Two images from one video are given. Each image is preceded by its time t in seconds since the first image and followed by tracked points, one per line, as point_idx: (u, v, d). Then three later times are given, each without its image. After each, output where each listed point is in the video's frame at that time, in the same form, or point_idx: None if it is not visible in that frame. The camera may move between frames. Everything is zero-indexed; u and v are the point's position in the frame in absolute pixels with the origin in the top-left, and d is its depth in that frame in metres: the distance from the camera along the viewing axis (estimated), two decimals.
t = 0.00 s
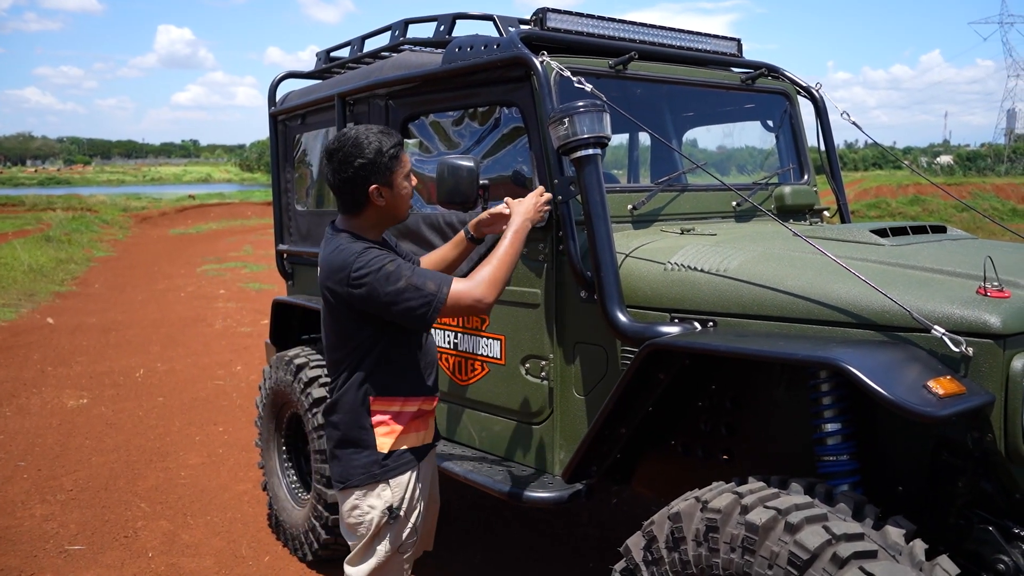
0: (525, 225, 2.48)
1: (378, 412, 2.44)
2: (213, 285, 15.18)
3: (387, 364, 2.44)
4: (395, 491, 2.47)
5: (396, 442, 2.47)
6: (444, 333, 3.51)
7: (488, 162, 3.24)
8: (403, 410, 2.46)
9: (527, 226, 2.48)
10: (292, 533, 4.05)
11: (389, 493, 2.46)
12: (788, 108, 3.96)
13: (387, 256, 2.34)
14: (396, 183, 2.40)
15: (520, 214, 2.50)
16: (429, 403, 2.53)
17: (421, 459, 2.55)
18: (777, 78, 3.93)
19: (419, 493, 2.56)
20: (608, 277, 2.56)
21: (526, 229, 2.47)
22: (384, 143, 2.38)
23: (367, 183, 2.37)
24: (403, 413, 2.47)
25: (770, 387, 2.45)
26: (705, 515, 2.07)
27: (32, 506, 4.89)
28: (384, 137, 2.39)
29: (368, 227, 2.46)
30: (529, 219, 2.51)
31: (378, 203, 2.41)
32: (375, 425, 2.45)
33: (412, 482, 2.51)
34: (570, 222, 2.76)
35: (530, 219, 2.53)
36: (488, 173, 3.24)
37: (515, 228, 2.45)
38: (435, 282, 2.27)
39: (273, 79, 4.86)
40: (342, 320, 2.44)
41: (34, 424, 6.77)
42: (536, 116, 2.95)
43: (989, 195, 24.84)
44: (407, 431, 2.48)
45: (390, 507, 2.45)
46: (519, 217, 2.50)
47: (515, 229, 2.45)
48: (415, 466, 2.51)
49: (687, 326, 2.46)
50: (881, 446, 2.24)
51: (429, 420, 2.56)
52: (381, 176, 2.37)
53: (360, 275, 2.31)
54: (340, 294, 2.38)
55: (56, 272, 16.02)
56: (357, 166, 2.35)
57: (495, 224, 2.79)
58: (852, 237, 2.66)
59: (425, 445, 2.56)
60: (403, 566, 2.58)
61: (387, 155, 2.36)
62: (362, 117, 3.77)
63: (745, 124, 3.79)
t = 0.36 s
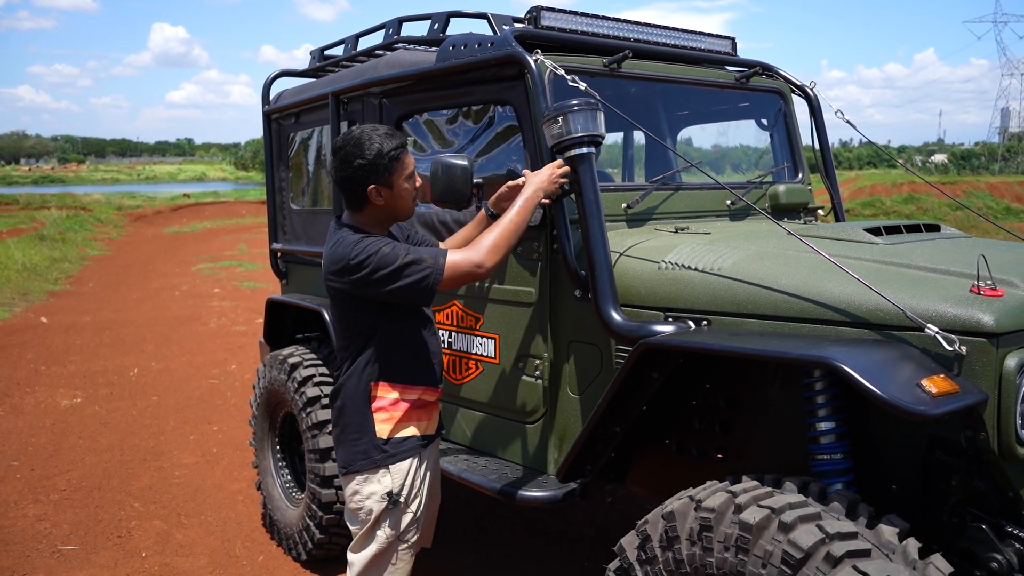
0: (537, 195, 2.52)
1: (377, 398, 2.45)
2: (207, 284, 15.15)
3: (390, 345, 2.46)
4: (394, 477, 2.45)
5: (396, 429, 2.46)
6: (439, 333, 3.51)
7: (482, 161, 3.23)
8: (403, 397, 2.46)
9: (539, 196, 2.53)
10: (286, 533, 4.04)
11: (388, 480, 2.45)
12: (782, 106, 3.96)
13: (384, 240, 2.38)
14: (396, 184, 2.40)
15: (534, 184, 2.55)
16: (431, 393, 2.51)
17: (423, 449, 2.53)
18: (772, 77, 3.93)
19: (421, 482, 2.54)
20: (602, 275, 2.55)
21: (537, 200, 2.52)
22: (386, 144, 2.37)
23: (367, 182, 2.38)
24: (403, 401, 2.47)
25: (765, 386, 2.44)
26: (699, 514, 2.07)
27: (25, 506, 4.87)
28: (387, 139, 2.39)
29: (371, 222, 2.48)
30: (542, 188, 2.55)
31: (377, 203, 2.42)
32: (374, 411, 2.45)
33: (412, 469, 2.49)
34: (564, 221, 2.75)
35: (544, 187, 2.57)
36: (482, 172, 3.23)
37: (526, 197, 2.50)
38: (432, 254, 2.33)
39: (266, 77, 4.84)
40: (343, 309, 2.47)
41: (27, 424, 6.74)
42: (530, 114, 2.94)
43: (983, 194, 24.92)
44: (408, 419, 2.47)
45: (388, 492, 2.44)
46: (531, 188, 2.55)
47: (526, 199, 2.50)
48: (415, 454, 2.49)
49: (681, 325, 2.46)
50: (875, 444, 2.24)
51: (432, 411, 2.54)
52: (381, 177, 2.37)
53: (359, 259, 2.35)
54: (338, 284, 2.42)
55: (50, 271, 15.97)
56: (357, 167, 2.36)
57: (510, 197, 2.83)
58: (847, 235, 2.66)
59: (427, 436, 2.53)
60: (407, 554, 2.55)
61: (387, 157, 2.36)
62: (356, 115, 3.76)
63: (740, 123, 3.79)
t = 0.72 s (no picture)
0: (533, 229, 2.47)
1: (369, 396, 2.45)
2: (203, 283, 15.12)
3: (380, 350, 2.46)
4: (387, 473, 2.46)
5: (388, 426, 2.47)
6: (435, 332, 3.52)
7: (478, 161, 3.23)
8: (395, 394, 2.47)
9: (535, 231, 2.48)
10: (282, 532, 4.04)
11: (380, 475, 2.46)
12: (777, 106, 3.97)
13: (381, 246, 2.39)
14: (401, 188, 2.41)
15: (532, 218, 2.50)
16: (424, 391, 2.51)
17: (418, 446, 2.53)
18: (766, 76, 3.94)
19: (415, 478, 2.53)
20: (597, 276, 2.56)
21: (532, 232, 2.47)
22: (395, 148, 2.37)
23: (373, 184, 2.39)
24: (396, 398, 2.47)
25: (758, 385, 2.45)
26: (693, 512, 2.08)
27: (20, 505, 4.86)
28: (397, 143, 2.39)
29: (371, 222, 2.49)
30: (538, 224, 2.50)
31: (381, 205, 2.43)
32: (366, 408, 2.46)
33: (404, 465, 2.49)
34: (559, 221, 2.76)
35: (541, 223, 2.52)
36: (477, 172, 3.24)
37: (522, 229, 2.45)
38: (425, 270, 2.32)
39: (262, 77, 4.84)
40: (338, 307, 2.49)
41: (22, 424, 6.73)
42: (525, 114, 2.95)
43: (978, 193, 24.99)
44: (401, 416, 2.48)
45: (380, 488, 2.45)
46: (529, 221, 2.50)
47: (523, 229, 2.45)
48: (409, 450, 2.50)
49: (675, 324, 2.47)
50: (868, 443, 2.24)
51: (427, 410, 2.54)
52: (387, 179, 2.38)
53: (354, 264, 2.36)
54: (333, 284, 2.44)
55: (45, 270, 15.92)
56: (364, 168, 2.37)
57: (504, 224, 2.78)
58: (840, 235, 2.67)
59: (422, 434, 2.54)
60: (402, 549, 2.53)
61: (395, 161, 2.36)
62: (351, 115, 3.77)
63: (735, 123, 3.80)
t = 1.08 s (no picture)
0: (527, 231, 2.51)
1: (368, 394, 2.45)
2: (200, 283, 15.10)
3: (380, 350, 2.46)
4: (387, 471, 2.46)
5: (388, 424, 2.46)
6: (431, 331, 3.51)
7: (474, 159, 3.23)
8: (394, 393, 2.47)
9: (529, 234, 2.51)
10: (279, 531, 4.04)
11: (380, 474, 2.45)
12: (773, 105, 3.98)
13: (382, 246, 2.38)
14: (400, 186, 2.42)
15: (525, 221, 2.55)
16: (422, 389, 2.51)
17: (416, 445, 2.53)
18: (763, 75, 3.94)
19: (414, 476, 2.53)
20: (594, 274, 2.56)
21: (526, 235, 2.51)
22: (395, 146, 2.37)
23: (373, 182, 2.39)
24: (395, 396, 2.47)
25: (755, 383, 2.45)
26: (690, 510, 2.08)
27: (16, 505, 4.85)
28: (396, 141, 2.39)
29: (368, 221, 2.48)
30: (531, 227, 2.55)
31: (379, 203, 2.43)
32: (366, 406, 2.46)
33: (404, 463, 2.49)
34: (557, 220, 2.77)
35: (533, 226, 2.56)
36: (474, 170, 3.24)
37: (517, 232, 2.48)
38: (426, 272, 2.32)
39: (258, 76, 4.83)
40: (337, 307, 2.48)
41: (18, 423, 6.71)
42: (521, 112, 2.95)
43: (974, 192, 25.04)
44: (400, 415, 2.48)
45: (380, 485, 2.45)
46: (523, 224, 2.54)
47: (517, 233, 2.48)
48: (408, 449, 2.50)
49: (673, 322, 2.47)
50: (865, 441, 2.25)
51: (424, 408, 2.54)
52: (387, 178, 2.38)
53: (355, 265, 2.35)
54: (333, 284, 2.42)
55: (41, 270, 15.89)
56: (364, 166, 2.36)
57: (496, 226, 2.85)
58: (837, 233, 2.67)
59: (420, 432, 2.54)
60: (401, 547, 2.53)
61: (395, 159, 2.37)
62: (348, 114, 3.76)
63: (731, 121, 3.80)
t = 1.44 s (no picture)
0: (521, 232, 2.58)
1: (367, 394, 2.45)
2: (196, 283, 15.08)
3: (380, 352, 2.46)
4: (386, 471, 2.46)
5: (387, 424, 2.47)
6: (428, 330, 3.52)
7: (472, 159, 3.23)
8: (393, 393, 2.47)
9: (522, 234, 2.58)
10: (276, 531, 4.04)
11: (379, 474, 2.45)
12: (770, 105, 3.98)
13: (384, 248, 2.38)
14: (402, 183, 2.43)
15: (518, 221, 2.61)
16: (421, 389, 2.52)
17: (414, 444, 2.54)
18: (760, 75, 3.95)
19: (412, 475, 2.54)
20: (591, 274, 2.56)
21: (520, 235, 2.58)
22: (394, 143, 2.38)
23: (375, 181, 2.38)
24: (394, 397, 2.47)
25: (753, 383, 2.46)
26: (688, 510, 2.08)
27: (12, 506, 4.84)
28: (395, 138, 2.40)
29: (368, 221, 2.48)
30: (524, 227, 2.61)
31: (381, 202, 2.43)
32: (365, 407, 2.46)
33: (403, 462, 2.49)
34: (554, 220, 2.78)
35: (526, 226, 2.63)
36: (471, 170, 3.24)
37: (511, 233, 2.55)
38: (430, 274, 2.33)
39: (255, 75, 4.83)
40: (337, 308, 2.47)
41: (14, 424, 6.70)
42: (519, 112, 2.95)
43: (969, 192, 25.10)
44: (399, 415, 2.48)
45: (379, 485, 2.45)
46: (515, 223, 2.61)
47: (511, 234, 2.55)
48: (407, 448, 2.50)
49: (671, 322, 2.48)
50: (861, 439, 2.25)
51: (422, 407, 2.55)
52: (389, 176, 2.39)
53: (358, 266, 2.34)
54: (335, 286, 2.41)
55: (36, 270, 15.85)
56: (367, 165, 2.35)
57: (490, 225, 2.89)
58: (834, 233, 2.68)
59: (418, 432, 2.55)
60: (399, 547, 2.54)
61: (397, 156, 2.37)
62: (345, 114, 3.76)
63: (728, 121, 3.81)
